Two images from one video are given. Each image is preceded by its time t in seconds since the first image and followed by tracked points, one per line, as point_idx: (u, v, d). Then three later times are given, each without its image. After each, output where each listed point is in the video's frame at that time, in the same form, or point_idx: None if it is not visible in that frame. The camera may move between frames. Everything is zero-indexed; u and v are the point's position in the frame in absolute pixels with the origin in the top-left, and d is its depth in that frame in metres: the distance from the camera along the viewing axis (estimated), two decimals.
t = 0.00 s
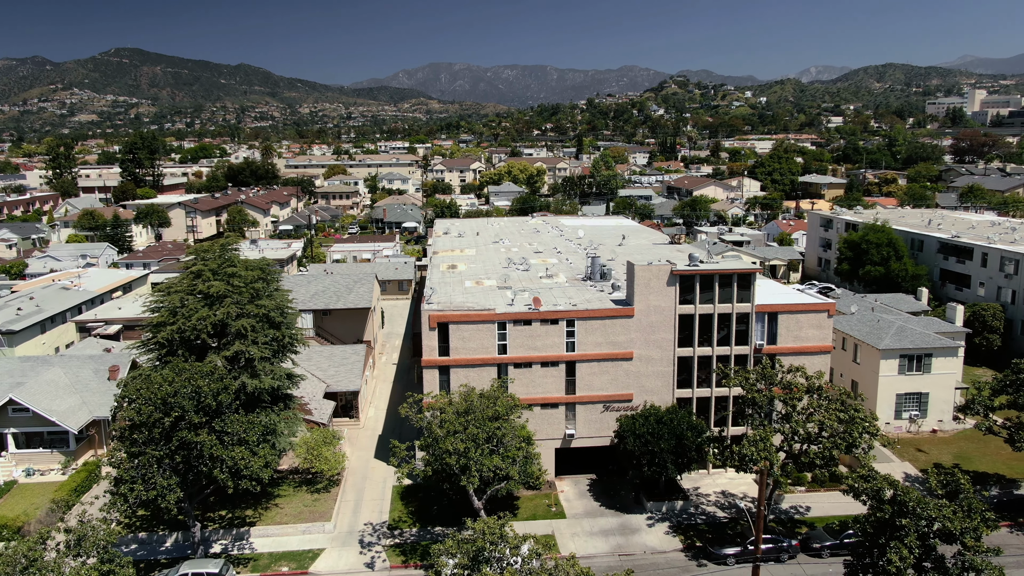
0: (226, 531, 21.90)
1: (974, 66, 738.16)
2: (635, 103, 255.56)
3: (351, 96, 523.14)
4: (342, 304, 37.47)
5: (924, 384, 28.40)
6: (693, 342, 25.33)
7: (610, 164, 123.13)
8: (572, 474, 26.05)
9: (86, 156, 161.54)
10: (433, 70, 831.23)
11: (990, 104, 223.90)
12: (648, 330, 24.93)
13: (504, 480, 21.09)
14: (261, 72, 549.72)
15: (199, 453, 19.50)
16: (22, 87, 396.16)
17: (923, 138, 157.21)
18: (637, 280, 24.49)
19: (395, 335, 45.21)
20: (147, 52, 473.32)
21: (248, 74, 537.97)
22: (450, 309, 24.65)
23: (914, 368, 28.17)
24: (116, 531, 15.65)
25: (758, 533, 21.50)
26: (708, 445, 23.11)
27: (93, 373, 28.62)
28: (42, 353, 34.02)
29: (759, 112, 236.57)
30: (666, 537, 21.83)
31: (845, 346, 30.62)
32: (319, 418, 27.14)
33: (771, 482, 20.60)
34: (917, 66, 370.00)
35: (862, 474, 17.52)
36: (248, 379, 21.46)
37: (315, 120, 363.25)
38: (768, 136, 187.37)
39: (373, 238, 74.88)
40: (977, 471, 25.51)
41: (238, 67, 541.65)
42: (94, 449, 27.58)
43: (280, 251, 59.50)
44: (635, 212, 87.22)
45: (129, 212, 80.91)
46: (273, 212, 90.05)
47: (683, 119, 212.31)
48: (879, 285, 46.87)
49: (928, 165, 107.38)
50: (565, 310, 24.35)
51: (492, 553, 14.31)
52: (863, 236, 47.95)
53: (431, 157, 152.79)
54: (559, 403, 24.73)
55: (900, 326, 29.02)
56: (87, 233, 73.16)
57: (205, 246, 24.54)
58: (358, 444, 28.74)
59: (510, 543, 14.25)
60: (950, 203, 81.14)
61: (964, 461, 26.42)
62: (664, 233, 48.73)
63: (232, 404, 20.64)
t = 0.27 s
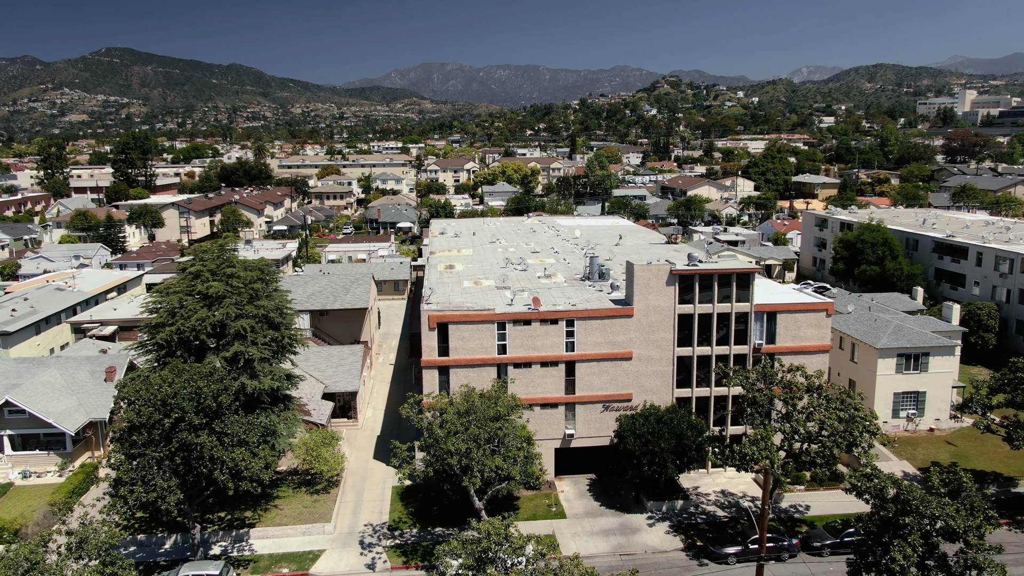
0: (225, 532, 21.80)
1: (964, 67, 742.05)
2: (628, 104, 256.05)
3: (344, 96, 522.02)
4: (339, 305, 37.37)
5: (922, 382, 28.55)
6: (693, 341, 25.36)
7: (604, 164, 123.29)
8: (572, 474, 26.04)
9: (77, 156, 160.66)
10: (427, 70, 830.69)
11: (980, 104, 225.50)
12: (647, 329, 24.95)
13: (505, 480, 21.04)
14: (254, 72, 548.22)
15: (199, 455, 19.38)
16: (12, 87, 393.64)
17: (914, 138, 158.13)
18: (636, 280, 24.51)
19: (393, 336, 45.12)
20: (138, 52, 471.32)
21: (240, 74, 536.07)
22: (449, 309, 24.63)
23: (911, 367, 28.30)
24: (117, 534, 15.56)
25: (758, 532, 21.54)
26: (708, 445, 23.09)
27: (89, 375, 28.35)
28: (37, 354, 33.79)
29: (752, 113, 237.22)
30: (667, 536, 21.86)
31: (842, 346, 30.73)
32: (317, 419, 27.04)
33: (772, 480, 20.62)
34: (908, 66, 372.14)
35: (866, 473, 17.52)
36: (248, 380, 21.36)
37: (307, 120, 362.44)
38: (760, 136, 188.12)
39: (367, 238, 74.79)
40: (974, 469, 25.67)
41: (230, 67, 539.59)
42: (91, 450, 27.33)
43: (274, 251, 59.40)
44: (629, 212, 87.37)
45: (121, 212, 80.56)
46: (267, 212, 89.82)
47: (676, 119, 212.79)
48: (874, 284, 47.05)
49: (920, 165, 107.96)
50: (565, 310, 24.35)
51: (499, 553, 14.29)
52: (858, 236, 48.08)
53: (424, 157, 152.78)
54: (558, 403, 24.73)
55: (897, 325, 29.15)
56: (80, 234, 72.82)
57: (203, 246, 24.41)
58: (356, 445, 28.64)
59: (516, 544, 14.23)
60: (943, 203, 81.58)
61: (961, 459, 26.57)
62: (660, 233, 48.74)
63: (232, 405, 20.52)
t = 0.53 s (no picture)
0: (225, 534, 21.72)
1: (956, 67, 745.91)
2: (621, 104, 256.53)
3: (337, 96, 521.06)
4: (336, 305, 37.27)
5: (920, 381, 28.65)
6: (692, 341, 25.40)
7: (598, 164, 123.40)
8: (571, 474, 26.04)
9: (68, 156, 159.74)
10: (420, 70, 829.59)
11: (971, 104, 226.97)
12: (647, 330, 24.97)
13: (507, 480, 21.02)
14: (246, 72, 546.40)
15: (200, 456, 19.30)
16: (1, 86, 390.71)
17: (905, 138, 159.07)
18: (636, 280, 24.54)
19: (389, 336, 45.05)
20: (129, 52, 469.05)
21: (233, 74, 534.15)
22: (449, 310, 24.59)
23: (909, 366, 28.40)
24: (119, 536, 15.48)
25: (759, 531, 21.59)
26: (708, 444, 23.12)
27: (86, 376, 28.15)
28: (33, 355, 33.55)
29: (744, 112, 237.95)
30: (668, 536, 21.89)
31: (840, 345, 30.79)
32: (316, 420, 26.97)
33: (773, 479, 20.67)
34: (899, 67, 374.40)
35: (869, 472, 17.54)
36: (248, 380, 21.27)
37: (300, 120, 361.38)
38: (753, 136, 188.83)
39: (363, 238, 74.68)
40: (972, 467, 25.82)
41: (222, 67, 537.49)
42: (88, 452, 27.14)
43: (270, 252, 59.21)
44: (624, 212, 87.54)
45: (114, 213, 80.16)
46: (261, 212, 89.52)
47: (670, 119, 213.29)
48: (870, 284, 47.24)
49: (913, 165, 108.45)
50: (565, 310, 24.34)
51: (504, 554, 14.28)
52: (854, 235, 48.24)
53: (418, 156, 152.74)
54: (559, 403, 24.72)
55: (894, 324, 29.26)
56: (73, 234, 72.39)
57: (202, 247, 24.30)
58: (355, 446, 28.56)
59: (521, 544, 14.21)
60: (936, 203, 82.03)
61: (959, 458, 26.70)
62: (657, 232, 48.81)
63: (232, 406, 20.43)
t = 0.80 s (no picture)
0: (225, 535, 21.62)
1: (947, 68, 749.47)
2: (613, 104, 257.03)
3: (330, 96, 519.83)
4: (333, 306, 37.19)
5: (917, 380, 28.80)
6: (692, 340, 25.45)
7: (591, 164, 123.49)
8: (571, 474, 26.04)
9: (58, 156, 158.86)
10: (412, 70, 828.92)
11: (961, 104, 228.37)
12: (647, 330, 25.00)
13: (508, 481, 21.00)
14: (238, 72, 544.42)
15: (200, 457, 19.23)
16: None
17: (897, 138, 159.94)
18: (635, 280, 24.56)
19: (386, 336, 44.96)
20: (120, 51, 466.77)
21: (225, 74, 532.17)
22: (449, 309, 24.58)
23: (906, 364, 28.53)
24: (122, 538, 15.45)
25: (760, 529, 21.66)
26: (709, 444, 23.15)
27: (83, 377, 27.95)
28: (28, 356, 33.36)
29: (736, 112, 238.69)
30: (669, 535, 21.92)
31: (837, 344, 30.88)
32: (316, 421, 26.90)
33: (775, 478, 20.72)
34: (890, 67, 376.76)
35: (871, 471, 17.61)
36: (248, 381, 21.20)
37: (292, 121, 360.52)
38: (745, 136, 189.48)
39: (357, 238, 74.53)
40: (969, 465, 26.01)
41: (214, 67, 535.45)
42: (85, 454, 26.94)
43: (265, 252, 59.01)
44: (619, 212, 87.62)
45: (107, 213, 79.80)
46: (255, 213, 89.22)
47: (662, 119, 213.75)
48: (865, 283, 47.42)
49: (905, 165, 108.94)
50: (564, 310, 24.37)
51: (511, 554, 14.28)
52: (849, 235, 48.41)
53: (411, 156, 152.73)
54: (558, 402, 24.73)
55: (891, 323, 29.38)
56: (66, 235, 71.95)
57: (201, 248, 24.23)
58: (354, 447, 28.49)
59: (527, 543, 14.19)
60: (928, 202, 82.50)
61: (956, 456, 26.90)
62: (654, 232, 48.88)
63: (232, 407, 20.35)
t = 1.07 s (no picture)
0: (225, 537, 21.55)
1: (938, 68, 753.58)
2: (606, 104, 257.47)
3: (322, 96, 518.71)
4: (330, 306, 37.08)
5: (914, 378, 28.95)
6: (690, 340, 25.50)
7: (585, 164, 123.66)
8: (570, 474, 26.03)
9: (48, 156, 158.02)
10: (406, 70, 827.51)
11: (952, 104, 229.85)
12: (646, 330, 25.03)
13: (509, 481, 21.00)
14: (230, 73, 542.59)
15: (200, 458, 19.15)
16: None
17: (888, 138, 161.06)
18: (635, 280, 24.61)
19: (383, 336, 44.86)
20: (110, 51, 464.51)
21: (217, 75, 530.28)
22: (449, 310, 24.55)
23: (903, 364, 28.68)
24: (123, 541, 15.36)
25: (760, 528, 21.72)
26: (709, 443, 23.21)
27: (79, 378, 27.82)
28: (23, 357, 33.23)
29: (729, 112, 239.37)
30: (669, 534, 21.96)
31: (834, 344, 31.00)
32: (315, 421, 26.80)
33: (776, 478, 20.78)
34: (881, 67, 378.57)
35: (874, 470, 17.69)
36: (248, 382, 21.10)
37: (285, 121, 359.46)
38: (738, 136, 190.15)
39: (352, 239, 74.43)
40: (965, 463, 26.19)
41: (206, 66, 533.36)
42: (82, 456, 26.81)
43: (260, 252, 58.85)
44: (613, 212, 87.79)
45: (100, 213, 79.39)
46: (249, 213, 88.96)
47: (655, 120, 214.36)
48: (861, 282, 47.60)
49: (897, 165, 109.59)
50: (564, 310, 24.38)
51: (515, 554, 14.27)
52: (844, 235, 48.56)
53: (405, 156, 152.67)
54: (558, 403, 24.73)
55: (888, 323, 29.54)
56: (58, 236, 71.53)
57: (199, 249, 24.11)
58: (353, 448, 28.41)
59: (530, 543, 14.20)
60: (921, 202, 82.97)
61: (953, 455, 27.06)
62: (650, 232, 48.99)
63: (232, 408, 20.29)
